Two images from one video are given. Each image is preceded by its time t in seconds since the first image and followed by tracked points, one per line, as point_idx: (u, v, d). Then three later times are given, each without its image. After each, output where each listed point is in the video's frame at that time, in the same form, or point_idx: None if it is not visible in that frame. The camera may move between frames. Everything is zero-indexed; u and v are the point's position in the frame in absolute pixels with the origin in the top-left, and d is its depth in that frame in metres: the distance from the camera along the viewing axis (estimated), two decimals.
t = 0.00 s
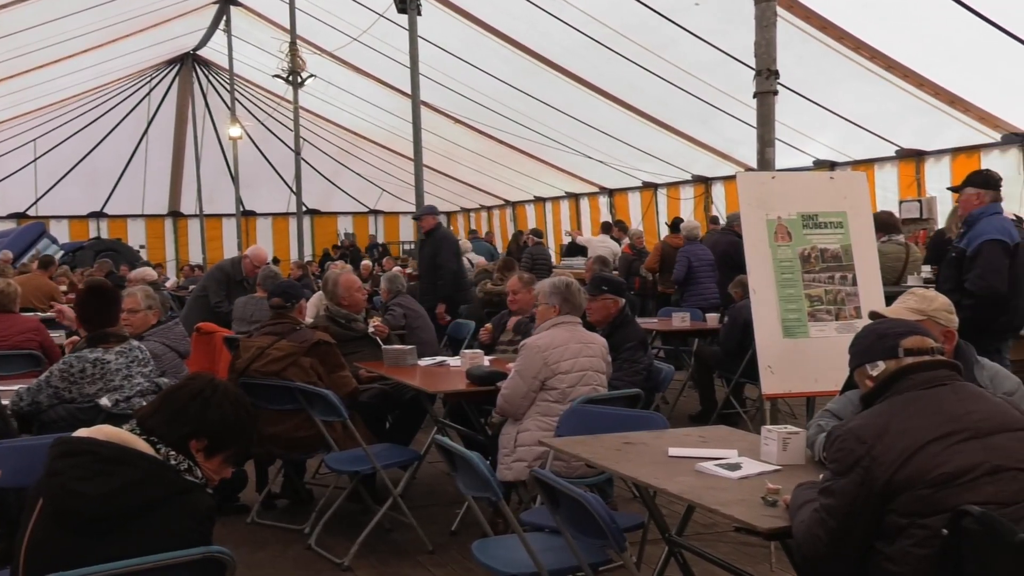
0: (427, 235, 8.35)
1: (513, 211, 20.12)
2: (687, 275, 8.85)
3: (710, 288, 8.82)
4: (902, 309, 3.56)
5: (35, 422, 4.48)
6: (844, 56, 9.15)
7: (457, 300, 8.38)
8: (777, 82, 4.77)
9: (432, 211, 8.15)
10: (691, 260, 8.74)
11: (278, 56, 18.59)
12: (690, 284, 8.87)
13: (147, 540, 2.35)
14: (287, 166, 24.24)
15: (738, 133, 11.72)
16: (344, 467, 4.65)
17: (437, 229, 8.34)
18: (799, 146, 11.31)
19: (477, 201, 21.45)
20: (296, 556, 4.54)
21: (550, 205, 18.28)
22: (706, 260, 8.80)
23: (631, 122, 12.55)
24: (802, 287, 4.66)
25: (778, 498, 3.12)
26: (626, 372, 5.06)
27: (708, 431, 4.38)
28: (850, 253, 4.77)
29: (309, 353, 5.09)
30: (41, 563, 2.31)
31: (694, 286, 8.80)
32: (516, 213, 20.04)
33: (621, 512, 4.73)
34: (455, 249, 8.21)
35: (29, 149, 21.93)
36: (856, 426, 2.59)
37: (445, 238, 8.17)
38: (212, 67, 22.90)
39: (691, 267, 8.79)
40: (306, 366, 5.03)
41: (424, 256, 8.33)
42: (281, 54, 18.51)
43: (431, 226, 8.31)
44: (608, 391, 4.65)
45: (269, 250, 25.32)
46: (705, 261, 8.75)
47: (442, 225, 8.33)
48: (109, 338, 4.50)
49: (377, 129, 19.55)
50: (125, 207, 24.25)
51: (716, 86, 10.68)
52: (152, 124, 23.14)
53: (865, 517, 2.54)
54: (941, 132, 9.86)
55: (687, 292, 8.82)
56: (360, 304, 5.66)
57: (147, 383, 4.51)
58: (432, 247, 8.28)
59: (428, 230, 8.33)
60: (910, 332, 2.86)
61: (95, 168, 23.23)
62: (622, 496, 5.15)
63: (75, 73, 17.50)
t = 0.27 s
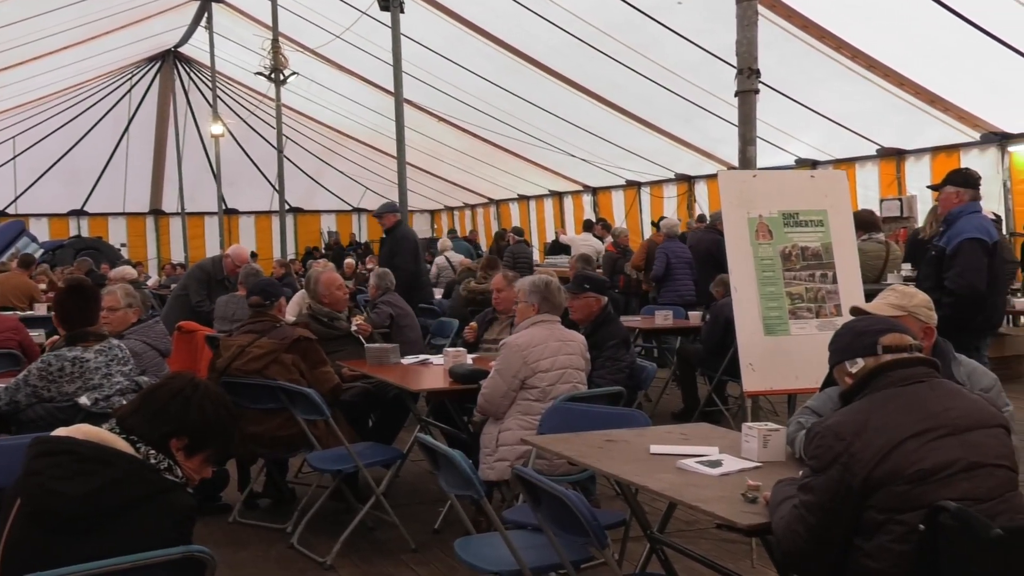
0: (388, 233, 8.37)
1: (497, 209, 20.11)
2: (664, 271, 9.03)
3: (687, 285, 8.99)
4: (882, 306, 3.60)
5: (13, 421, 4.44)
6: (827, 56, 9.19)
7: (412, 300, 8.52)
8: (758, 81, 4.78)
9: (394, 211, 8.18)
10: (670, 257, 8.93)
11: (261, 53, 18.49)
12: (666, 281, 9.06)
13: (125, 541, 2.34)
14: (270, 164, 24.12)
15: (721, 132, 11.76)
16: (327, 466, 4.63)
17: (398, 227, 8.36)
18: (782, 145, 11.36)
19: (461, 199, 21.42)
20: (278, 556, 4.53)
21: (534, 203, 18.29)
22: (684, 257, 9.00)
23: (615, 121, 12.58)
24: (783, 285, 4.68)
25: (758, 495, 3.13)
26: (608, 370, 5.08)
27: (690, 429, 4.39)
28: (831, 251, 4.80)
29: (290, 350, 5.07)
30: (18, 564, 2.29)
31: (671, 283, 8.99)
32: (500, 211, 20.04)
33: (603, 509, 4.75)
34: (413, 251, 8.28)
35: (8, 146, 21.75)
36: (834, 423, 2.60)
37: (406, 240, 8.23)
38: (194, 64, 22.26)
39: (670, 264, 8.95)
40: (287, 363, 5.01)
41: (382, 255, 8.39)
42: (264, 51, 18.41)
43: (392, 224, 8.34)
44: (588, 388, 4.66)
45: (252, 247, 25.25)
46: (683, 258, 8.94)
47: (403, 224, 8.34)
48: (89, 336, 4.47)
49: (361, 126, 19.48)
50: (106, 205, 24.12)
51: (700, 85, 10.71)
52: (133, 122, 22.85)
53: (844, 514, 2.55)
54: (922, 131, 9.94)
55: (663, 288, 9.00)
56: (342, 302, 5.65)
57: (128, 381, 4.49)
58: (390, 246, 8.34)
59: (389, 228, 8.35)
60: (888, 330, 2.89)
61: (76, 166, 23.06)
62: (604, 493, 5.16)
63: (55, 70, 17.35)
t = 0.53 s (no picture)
0: (352, 230, 8.40)
1: (481, 207, 20.11)
2: (640, 270, 9.21)
3: (663, 283, 9.15)
4: (864, 302, 3.62)
5: None
6: (810, 55, 9.24)
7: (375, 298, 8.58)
8: (740, 79, 4.80)
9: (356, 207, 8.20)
10: (646, 256, 9.10)
11: (243, 49, 18.40)
12: (643, 280, 9.20)
13: (104, 540, 2.32)
14: (253, 161, 24.00)
15: (704, 129, 11.80)
16: (310, 464, 4.63)
17: (360, 225, 8.38)
18: (764, 143, 11.41)
19: (445, 197, 21.41)
20: (261, 554, 4.51)
21: (518, 201, 18.31)
22: (660, 256, 9.18)
23: (599, 118, 12.59)
24: (765, 282, 4.70)
25: (738, 491, 3.14)
26: (591, 367, 5.09)
27: (671, 425, 4.41)
28: (812, 248, 4.83)
29: (273, 347, 5.06)
30: None
31: (647, 281, 9.14)
32: (484, 209, 20.04)
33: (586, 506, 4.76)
34: (376, 248, 8.31)
35: None
36: (812, 420, 2.61)
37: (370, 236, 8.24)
38: (176, 60, 22.16)
39: (646, 263, 9.13)
40: (270, 360, 5.00)
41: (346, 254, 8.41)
42: (246, 48, 18.32)
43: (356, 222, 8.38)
44: (571, 385, 4.68)
45: (235, 244, 25.15)
46: (660, 257, 9.11)
47: (366, 221, 8.36)
48: (69, 335, 4.45)
49: (344, 123, 19.42)
50: (87, 202, 23.96)
51: (683, 83, 10.75)
52: (114, 118, 22.59)
53: (823, 509, 2.57)
54: (903, 130, 10.03)
55: (640, 287, 9.15)
56: (324, 300, 5.63)
57: (108, 380, 4.47)
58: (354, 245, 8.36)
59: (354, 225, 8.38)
60: (867, 326, 2.90)
61: (57, 163, 22.86)
62: (587, 490, 5.18)
63: (34, 66, 17.20)
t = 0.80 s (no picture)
0: (321, 231, 8.49)
1: (468, 205, 20.11)
2: (615, 271, 9.28)
3: (639, 284, 9.23)
4: (849, 301, 3.64)
5: None
6: (795, 54, 9.28)
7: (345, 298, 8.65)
8: (725, 78, 4.81)
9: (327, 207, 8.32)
10: (621, 257, 9.17)
11: (229, 46, 18.33)
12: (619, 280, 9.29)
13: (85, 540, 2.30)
14: (239, 159, 23.91)
15: (689, 128, 11.83)
16: (294, 462, 4.63)
17: (330, 224, 8.49)
18: (750, 142, 11.45)
19: (432, 195, 21.40)
20: (246, 554, 4.50)
21: (504, 200, 18.32)
22: (635, 256, 9.24)
23: (584, 117, 12.59)
24: (750, 281, 4.72)
25: (722, 488, 3.16)
26: (576, 365, 5.09)
27: (656, 423, 4.42)
28: (796, 246, 4.84)
29: (255, 345, 5.04)
30: None
31: (623, 281, 9.23)
32: (471, 208, 20.04)
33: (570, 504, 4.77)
34: (345, 247, 8.43)
35: None
36: (795, 417, 2.63)
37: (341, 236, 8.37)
38: (161, 58, 21.94)
39: (621, 264, 9.19)
40: (252, 357, 4.98)
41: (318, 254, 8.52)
42: (232, 45, 18.25)
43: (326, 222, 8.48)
44: (556, 384, 4.67)
45: (221, 243, 25.05)
46: (634, 258, 9.18)
47: (336, 222, 8.47)
48: (51, 334, 4.43)
49: (330, 121, 19.38)
50: (71, 200, 23.80)
51: (669, 82, 10.78)
52: (98, 116, 22.40)
53: (805, 505, 2.58)
54: (888, 129, 10.09)
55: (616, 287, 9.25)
56: (309, 298, 5.61)
57: (90, 379, 4.45)
58: (324, 245, 8.46)
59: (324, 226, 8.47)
60: (849, 324, 2.92)
61: (41, 160, 22.68)
62: (572, 488, 5.19)
63: (17, 63, 17.05)
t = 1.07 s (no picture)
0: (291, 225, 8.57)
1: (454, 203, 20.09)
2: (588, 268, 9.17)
3: (615, 279, 9.15)
4: (839, 298, 3.71)
5: None
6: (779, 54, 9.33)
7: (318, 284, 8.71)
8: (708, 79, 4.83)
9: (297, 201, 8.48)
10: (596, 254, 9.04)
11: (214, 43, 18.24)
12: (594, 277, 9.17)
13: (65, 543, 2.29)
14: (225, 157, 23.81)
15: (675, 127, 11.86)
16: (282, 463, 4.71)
17: (301, 220, 8.59)
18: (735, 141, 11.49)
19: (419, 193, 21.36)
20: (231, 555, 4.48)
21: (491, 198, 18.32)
22: (610, 253, 9.13)
23: (565, 127, 12.55)
24: (733, 280, 4.74)
25: (706, 486, 3.18)
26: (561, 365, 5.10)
27: (640, 422, 4.42)
28: (778, 246, 4.87)
29: (237, 344, 5.17)
30: None
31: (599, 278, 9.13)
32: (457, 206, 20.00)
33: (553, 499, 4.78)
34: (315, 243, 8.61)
35: None
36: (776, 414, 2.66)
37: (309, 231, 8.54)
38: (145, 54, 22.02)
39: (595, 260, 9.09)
40: (234, 359, 5.09)
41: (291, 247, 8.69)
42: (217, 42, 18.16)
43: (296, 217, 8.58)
44: (541, 383, 4.63)
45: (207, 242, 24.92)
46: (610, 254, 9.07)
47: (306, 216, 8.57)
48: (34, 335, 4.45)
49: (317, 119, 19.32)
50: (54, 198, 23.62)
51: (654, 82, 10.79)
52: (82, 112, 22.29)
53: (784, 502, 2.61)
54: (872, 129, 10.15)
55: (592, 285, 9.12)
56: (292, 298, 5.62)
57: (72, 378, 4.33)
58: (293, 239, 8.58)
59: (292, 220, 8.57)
60: (828, 323, 2.94)
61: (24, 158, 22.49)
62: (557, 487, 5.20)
63: None
